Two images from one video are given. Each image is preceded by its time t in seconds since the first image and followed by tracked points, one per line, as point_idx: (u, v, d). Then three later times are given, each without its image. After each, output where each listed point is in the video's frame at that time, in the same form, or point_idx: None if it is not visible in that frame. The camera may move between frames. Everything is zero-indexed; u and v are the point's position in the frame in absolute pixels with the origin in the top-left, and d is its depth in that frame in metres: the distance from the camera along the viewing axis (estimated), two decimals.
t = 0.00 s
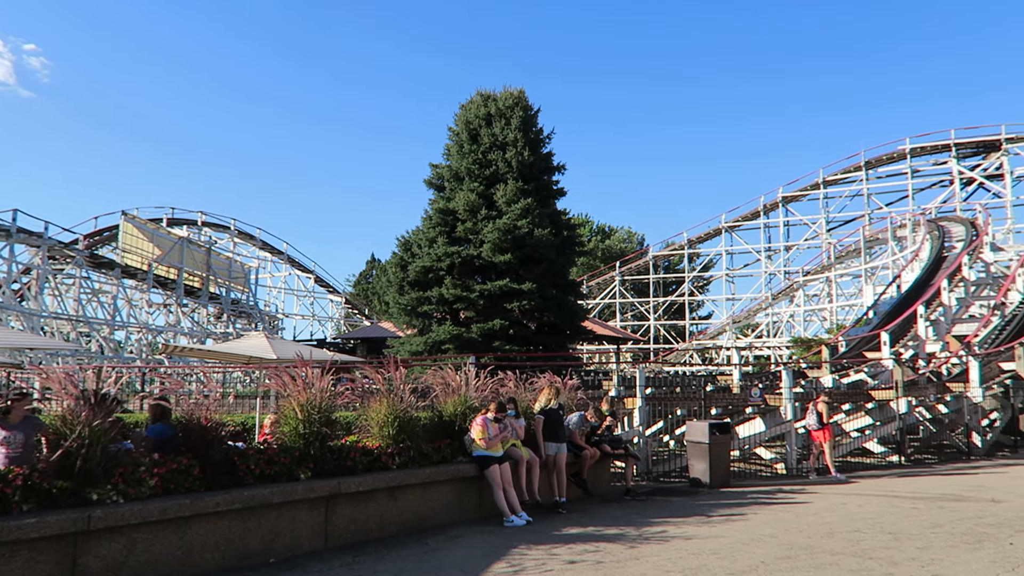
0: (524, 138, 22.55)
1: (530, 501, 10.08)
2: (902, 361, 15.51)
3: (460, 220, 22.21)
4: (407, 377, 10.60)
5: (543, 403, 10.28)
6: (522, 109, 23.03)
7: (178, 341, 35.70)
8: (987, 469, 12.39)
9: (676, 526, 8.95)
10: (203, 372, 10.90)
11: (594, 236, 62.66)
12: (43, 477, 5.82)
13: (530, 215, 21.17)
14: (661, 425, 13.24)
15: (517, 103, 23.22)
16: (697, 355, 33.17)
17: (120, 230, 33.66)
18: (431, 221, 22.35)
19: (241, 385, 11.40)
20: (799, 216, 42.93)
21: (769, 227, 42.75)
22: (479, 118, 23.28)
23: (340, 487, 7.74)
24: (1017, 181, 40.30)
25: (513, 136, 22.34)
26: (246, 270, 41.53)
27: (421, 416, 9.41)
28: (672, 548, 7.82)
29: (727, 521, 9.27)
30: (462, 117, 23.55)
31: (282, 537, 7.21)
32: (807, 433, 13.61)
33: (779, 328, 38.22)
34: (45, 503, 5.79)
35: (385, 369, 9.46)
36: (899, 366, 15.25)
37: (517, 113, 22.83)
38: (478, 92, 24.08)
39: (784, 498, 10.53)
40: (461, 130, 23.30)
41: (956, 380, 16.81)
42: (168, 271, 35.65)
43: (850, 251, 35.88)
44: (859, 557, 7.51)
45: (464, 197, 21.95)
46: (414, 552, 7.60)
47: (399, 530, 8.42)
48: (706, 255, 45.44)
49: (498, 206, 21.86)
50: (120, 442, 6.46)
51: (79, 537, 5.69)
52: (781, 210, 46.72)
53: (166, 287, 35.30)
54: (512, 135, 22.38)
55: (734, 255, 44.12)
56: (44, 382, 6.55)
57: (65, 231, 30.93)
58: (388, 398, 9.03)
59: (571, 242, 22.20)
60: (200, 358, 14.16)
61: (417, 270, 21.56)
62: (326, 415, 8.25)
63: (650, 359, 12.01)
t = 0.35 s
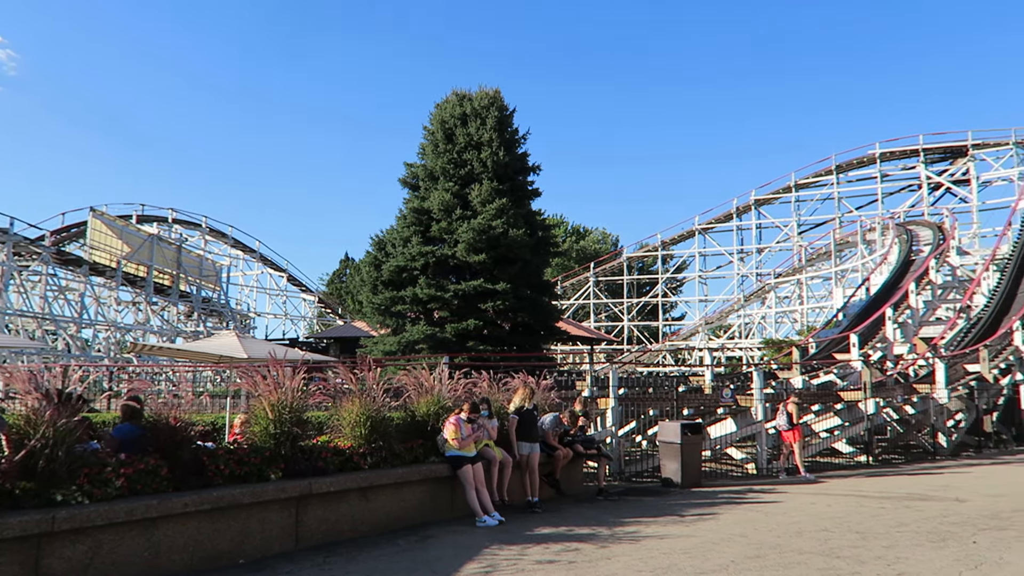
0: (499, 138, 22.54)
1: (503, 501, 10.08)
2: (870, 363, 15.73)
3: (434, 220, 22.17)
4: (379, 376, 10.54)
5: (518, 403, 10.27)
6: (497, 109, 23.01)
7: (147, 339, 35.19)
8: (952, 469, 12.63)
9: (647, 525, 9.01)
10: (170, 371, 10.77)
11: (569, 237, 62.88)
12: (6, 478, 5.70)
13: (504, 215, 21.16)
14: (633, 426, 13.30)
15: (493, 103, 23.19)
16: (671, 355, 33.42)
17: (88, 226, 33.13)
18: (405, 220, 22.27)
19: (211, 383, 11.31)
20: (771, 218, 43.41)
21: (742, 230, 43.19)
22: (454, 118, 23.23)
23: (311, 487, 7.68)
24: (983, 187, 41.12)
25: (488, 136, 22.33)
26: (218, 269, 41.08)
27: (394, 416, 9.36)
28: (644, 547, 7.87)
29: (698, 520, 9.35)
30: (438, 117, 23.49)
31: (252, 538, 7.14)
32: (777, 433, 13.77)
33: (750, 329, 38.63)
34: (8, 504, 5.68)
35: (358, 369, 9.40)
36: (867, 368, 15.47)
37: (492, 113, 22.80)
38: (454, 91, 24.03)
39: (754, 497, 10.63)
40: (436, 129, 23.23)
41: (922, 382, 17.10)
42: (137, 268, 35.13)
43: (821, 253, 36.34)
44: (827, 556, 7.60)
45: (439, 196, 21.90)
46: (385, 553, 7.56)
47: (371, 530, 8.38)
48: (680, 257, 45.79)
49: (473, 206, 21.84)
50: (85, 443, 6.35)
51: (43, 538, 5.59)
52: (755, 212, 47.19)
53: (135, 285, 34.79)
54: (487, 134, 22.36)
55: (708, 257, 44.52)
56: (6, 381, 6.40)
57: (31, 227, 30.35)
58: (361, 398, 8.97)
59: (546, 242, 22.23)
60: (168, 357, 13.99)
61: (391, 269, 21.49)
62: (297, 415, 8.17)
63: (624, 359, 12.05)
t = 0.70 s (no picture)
0: (480, 141, 22.54)
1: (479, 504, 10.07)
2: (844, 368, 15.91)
3: (413, 222, 22.13)
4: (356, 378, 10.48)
5: (497, 406, 10.25)
6: (477, 111, 23.00)
7: (121, 339, 34.76)
8: (923, 474, 12.81)
9: (623, 528, 9.04)
10: (144, 371, 10.69)
11: (548, 240, 63.03)
12: None
13: (483, 218, 21.17)
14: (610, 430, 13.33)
15: (473, 105, 23.18)
16: (648, 359, 33.60)
17: (61, 224, 32.69)
18: (384, 222, 22.19)
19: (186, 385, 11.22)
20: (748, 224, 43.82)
21: (720, 234, 43.55)
22: (434, 120, 23.20)
23: (286, 490, 7.62)
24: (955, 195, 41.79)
25: (468, 138, 22.32)
26: (193, 268, 40.68)
27: (370, 419, 9.32)
28: (619, 550, 7.90)
29: (674, 523, 9.40)
30: (418, 118, 23.45)
31: (225, 541, 7.07)
32: (752, 437, 13.88)
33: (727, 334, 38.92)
34: None
35: (335, 371, 9.34)
36: (841, 372, 15.65)
37: (473, 115, 22.79)
38: (434, 93, 24.00)
39: (728, 500, 10.72)
40: (416, 131, 23.17)
41: (894, 387, 17.33)
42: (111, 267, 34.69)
43: (796, 259, 36.74)
44: (800, 558, 7.69)
45: (418, 198, 21.87)
46: (360, 556, 7.52)
47: (346, 533, 8.33)
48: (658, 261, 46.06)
49: (452, 208, 21.83)
50: (55, 444, 6.25)
51: (10, 542, 5.49)
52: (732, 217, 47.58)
53: (108, 284, 34.36)
54: (467, 137, 22.36)
55: (686, 261, 44.83)
56: None
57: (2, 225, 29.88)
58: (337, 400, 8.90)
59: (525, 245, 22.26)
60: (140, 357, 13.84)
61: (369, 270, 21.42)
62: (273, 417, 8.09)
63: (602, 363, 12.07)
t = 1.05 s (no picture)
0: (459, 141, 22.52)
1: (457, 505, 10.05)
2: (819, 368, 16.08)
3: (392, 222, 22.06)
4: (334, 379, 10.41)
5: (476, 408, 10.23)
6: (457, 111, 22.98)
7: (94, 340, 34.30)
8: (896, 473, 12.98)
9: (600, 528, 9.08)
10: (117, 372, 10.56)
11: (527, 240, 63.10)
12: None
13: (463, 218, 21.16)
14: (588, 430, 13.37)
15: (452, 105, 23.15)
16: (627, 359, 33.71)
17: (33, 223, 32.25)
18: (362, 222, 22.09)
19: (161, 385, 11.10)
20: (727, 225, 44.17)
21: (698, 235, 43.84)
22: (413, 119, 23.15)
23: (262, 491, 7.57)
24: (929, 198, 42.40)
25: (447, 139, 22.31)
26: (169, 268, 40.25)
27: (347, 420, 9.27)
28: (597, 550, 7.93)
29: (652, 523, 9.45)
30: (396, 118, 23.38)
31: (200, 544, 7.00)
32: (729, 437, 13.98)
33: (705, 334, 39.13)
34: None
35: (312, 372, 9.27)
36: (817, 373, 15.82)
37: (452, 115, 22.76)
38: (413, 93, 23.94)
39: (705, 500, 10.79)
40: (395, 131, 23.09)
41: (869, 386, 17.55)
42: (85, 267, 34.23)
43: (774, 260, 37.06)
44: (775, 557, 7.76)
45: (397, 198, 21.82)
46: (337, 558, 7.48)
47: (323, 535, 8.28)
48: (637, 262, 46.27)
49: (431, 208, 21.80)
50: (25, 446, 6.14)
51: None
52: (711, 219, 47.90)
53: (81, 284, 33.90)
54: (446, 137, 22.34)
55: (664, 262, 45.07)
56: None
57: None
58: (314, 401, 8.83)
59: (504, 246, 22.25)
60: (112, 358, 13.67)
61: (347, 271, 21.28)
62: (249, 419, 8.02)
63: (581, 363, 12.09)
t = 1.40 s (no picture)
0: (438, 140, 22.47)
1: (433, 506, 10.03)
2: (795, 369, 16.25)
3: (371, 221, 21.97)
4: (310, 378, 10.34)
5: (452, 408, 10.22)
6: (436, 111, 22.92)
7: (66, 338, 33.77)
8: (869, 473, 13.14)
9: (577, 528, 9.11)
10: (88, 373, 10.42)
11: (507, 241, 63.08)
12: None
13: (442, 218, 21.13)
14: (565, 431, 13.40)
15: (432, 105, 23.08)
16: (605, 360, 33.80)
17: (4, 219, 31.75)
18: (341, 220, 21.96)
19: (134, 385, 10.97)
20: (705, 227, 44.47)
21: (677, 236, 44.10)
22: (393, 118, 23.06)
23: (236, 492, 7.50)
24: (903, 201, 42.96)
25: (427, 138, 22.25)
26: (143, 265, 39.75)
27: (324, 420, 9.21)
28: (573, 550, 7.95)
29: (628, 523, 9.50)
30: (375, 117, 23.28)
31: (172, 545, 6.93)
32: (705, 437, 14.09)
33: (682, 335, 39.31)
34: None
35: (288, 371, 9.20)
36: (792, 373, 15.99)
37: (431, 115, 22.70)
38: (393, 92, 23.85)
39: (681, 500, 10.86)
40: (374, 129, 22.99)
41: (843, 387, 17.77)
42: (57, 264, 33.72)
43: (751, 262, 37.38)
44: (749, 557, 7.83)
45: (375, 197, 21.73)
46: (313, 558, 7.44)
47: (298, 535, 8.23)
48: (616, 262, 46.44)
49: (410, 208, 21.74)
50: None
51: None
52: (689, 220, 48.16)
53: (53, 281, 33.38)
54: (426, 136, 22.28)
55: (643, 263, 45.29)
56: None
57: None
58: (291, 400, 8.77)
59: (483, 246, 22.24)
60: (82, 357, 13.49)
61: (326, 270, 21.15)
62: (223, 419, 7.95)
63: (559, 364, 12.12)
